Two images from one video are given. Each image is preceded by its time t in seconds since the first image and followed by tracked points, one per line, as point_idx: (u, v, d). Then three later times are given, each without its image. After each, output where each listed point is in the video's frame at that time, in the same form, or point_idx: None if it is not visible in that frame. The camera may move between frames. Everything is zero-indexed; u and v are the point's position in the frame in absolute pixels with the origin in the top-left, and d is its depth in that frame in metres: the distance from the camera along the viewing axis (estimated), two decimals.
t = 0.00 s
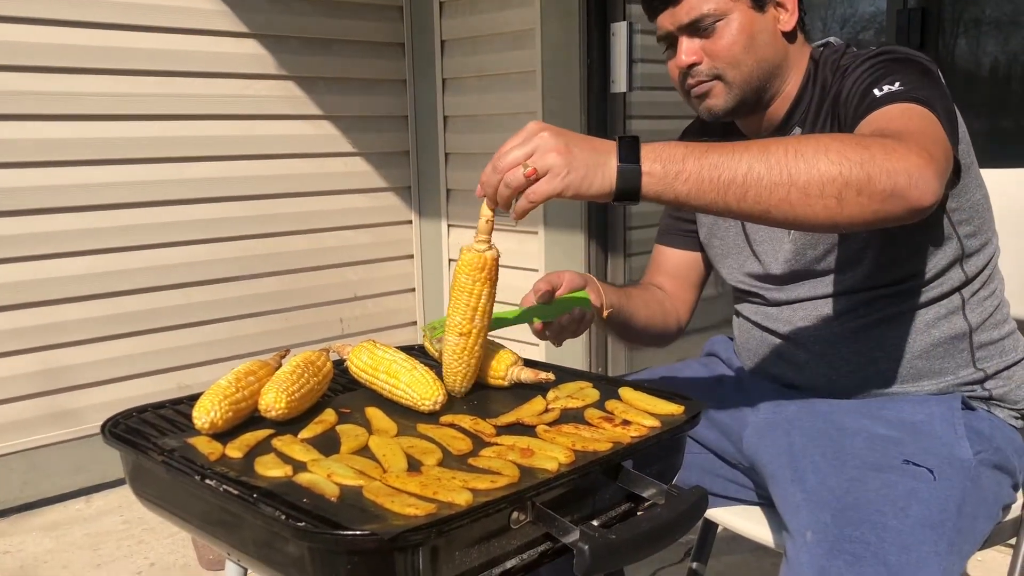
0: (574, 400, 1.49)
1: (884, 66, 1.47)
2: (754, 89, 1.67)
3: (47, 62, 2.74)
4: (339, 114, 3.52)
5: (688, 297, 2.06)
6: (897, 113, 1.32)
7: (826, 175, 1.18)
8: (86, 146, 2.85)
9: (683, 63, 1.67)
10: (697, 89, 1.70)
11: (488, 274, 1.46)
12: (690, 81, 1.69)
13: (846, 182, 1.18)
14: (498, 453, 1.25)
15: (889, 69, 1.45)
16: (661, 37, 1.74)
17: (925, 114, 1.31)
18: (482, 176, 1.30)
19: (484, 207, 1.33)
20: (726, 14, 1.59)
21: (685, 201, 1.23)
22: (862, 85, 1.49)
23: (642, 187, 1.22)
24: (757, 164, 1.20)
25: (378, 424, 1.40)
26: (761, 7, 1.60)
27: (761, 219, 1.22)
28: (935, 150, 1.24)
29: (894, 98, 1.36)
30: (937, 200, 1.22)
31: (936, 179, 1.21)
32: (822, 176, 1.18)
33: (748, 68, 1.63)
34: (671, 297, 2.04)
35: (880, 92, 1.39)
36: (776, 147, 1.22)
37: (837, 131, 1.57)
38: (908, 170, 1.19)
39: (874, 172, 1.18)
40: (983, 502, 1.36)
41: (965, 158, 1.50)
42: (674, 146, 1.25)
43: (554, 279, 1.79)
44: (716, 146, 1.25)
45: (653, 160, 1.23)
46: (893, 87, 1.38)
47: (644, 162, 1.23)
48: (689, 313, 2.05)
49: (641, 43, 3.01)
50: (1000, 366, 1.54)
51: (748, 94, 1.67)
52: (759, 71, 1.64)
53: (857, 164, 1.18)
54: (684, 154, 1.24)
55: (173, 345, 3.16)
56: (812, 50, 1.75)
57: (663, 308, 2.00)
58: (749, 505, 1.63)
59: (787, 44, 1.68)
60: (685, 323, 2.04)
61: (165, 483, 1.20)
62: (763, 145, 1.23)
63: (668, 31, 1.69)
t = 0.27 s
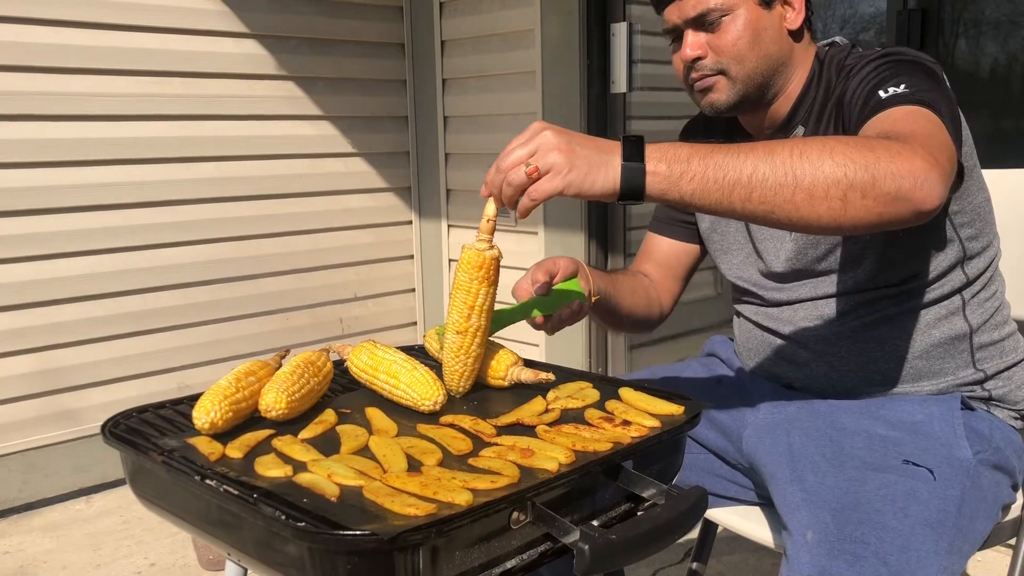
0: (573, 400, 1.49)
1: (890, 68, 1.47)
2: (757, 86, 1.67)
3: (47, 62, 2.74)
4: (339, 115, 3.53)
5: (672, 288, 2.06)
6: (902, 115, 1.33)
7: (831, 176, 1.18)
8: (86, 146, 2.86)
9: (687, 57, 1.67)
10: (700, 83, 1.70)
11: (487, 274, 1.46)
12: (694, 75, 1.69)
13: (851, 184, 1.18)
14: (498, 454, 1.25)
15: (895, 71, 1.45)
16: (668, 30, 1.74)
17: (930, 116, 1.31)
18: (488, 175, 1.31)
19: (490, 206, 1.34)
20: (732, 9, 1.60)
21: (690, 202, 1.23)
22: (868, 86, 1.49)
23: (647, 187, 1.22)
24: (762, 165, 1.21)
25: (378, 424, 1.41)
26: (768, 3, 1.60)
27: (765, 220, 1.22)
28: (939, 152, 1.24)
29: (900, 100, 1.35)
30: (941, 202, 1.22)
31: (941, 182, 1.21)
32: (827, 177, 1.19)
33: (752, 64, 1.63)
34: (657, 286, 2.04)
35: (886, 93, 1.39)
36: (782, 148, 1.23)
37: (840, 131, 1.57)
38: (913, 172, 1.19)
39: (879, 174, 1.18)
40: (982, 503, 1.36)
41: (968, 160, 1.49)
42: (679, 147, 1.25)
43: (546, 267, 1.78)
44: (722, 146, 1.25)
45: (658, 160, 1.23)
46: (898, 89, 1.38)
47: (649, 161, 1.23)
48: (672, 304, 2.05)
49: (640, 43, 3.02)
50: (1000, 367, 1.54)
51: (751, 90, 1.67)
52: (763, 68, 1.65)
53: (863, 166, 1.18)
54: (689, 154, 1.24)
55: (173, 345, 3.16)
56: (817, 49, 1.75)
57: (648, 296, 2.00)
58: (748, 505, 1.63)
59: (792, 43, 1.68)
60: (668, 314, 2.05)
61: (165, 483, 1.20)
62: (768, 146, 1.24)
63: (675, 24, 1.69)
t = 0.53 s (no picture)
0: (573, 402, 1.49)
1: (889, 67, 1.47)
2: (757, 86, 1.67)
3: (46, 63, 2.74)
4: (339, 116, 3.53)
5: (675, 291, 2.06)
6: (901, 113, 1.33)
7: (832, 172, 1.18)
8: (86, 147, 2.85)
9: (687, 55, 1.67)
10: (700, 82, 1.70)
11: (488, 274, 1.48)
12: (694, 73, 1.69)
13: (852, 180, 1.18)
14: (498, 455, 1.25)
15: (894, 70, 1.45)
16: (669, 29, 1.74)
17: (929, 113, 1.31)
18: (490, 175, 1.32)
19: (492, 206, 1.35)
20: (733, 9, 1.60)
21: (691, 199, 1.23)
22: (867, 86, 1.49)
23: (648, 185, 1.22)
24: (763, 162, 1.21)
25: (377, 425, 1.40)
26: (769, 4, 1.61)
27: (766, 217, 1.22)
28: (939, 149, 1.24)
29: (899, 99, 1.35)
30: (942, 199, 1.22)
31: (942, 178, 1.21)
32: (828, 174, 1.19)
33: (751, 64, 1.64)
34: (660, 288, 2.04)
35: (885, 92, 1.39)
36: (782, 145, 1.23)
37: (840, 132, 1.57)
38: (914, 167, 1.19)
39: (879, 170, 1.18)
40: (982, 504, 1.36)
41: (967, 160, 1.50)
42: (679, 145, 1.25)
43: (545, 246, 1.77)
44: (722, 144, 1.25)
45: (659, 158, 1.23)
46: (897, 88, 1.38)
47: (649, 159, 1.23)
48: (676, 307, 2.05)
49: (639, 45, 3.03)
50: (999, 368, 1.54)
51: (751, 90, 1.68)
52: (763, 68, 1.65)
53: (863, 162, 1.18)
54: (690, 152, 1.24)
55: (172, 347, 3.16)
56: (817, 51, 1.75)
57: (652, 299, 1.99)
58: (748, 506, 1.63)
59: (793, 44, 1.68)
60: (671, 317, 2.04)
61: (165, 484, 1.20)
62: (768, 144, 1.24)
63: (676, 23, 1.69)
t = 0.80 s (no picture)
0: (572, 403, 1.49)
1: (886, 68, 1.47)
2: (754, 87, 1.67)
3: (45, 64, 2.74)
4: (337, 117, 3.52)
5: (677, 296, 2.06)
6: (900, 113, 1.33)
7: (832, 172, 1.19)
8: (84, 148, 2.85)
9: (685, 56, 1.67)
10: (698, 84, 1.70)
11: (489, 277, 1.48)
12: (691, 74, 1.69)
13: (852, 180, 1.18)
14: (496, 457, 1.25)
15: (891, 71, 1.45)
16: (666, 30, 1.74)
17: (928, 113, 1.31)
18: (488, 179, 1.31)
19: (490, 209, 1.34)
20: (731, 10, 1.60)
21: (691, 200, 1.23)
22: (864, 87, 1.49)
23: (648, 185, 1.22)
24: (763, 162, 1.21)
25: (376, 427, 1.40)
26: (766, 5, 1.61)
27: (767, 218, 1.22)
28: (939, 148, 1.24)
29: (896, 99, 1.36)
30: (942, 198, 1.22)
31: (941, 178, 1.21)
32: (828, 173, 1.19)
33: (749, 65, 1.64)
34: (661, 295, 2.04)
35: (882, 93, 1.39)
36: (782, 145, 1.23)
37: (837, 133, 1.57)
38: (914, 167, 1.19)
39: (879, 170, 1.18)
40: (981, 504, 1.36)
41: (964, 161, 1.50)
42: (679, 145, 1.26)
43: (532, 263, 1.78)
44: (722, 145, 1.25)
45: (658, 158, 1.23)
46: (895, 89, 1.38)
47: (649, 159, 1.23)
48: (677, 313, 2.05)
49: (637, 46, 3.02)
50: (997, 368, 1.54)
51: (748, 91, 1.68)
52: (760, 69, 1.65)
53: (863, 162, 1.19)
54: (690, 153, 1.24)
55: (171, 348, 3.16)
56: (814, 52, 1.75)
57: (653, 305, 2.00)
58: (746, 507, 1.63)
59: (791, 46, 1.68)
60: (672, 324, 2.05)
61: (163, 486, 1.20)
62: (768, 144, 1.24)
63: (673, 24, 1.69)
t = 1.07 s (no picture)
0: (570, 405, 1.49)
1: (879, 68, 1.48)
2: (750, 88, 1.67)
3: (41, 66, 2.73)
4: (335, 119, 3.52)
5: (691, 304, 2.06)
6: (889, 112, 1.33)
7: (814, 172, 1.18)
8: (80, 150, 2.85)
9: (683, 57, 1.67)
10: (695, 84, 1.70)
11: (485, 276, 1.50)
12: (688, 75, 1.69)
13: (835, 180, 1.18)
14: (495, 459, 1.25)
15: (884, 71, 1.45)
16: (664, 30, 1.73)
17: (917, 113, 1.31)
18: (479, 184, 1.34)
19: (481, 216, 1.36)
20: (729, 11, 1.59)
21: (676, 201, 1.23)
22: (857, 87, 1.50)
23: (633, 187, 1.23)
24: (745, 163, 1.21)
25: (374, 429, 1.40)
26: (765, 7, 1.61)
27: (751, 218, 1.22)
28: (925, 147, 1.23)
29: (887, 99, 1.36)
30: (928, 196, 1.21)
31: (927, 175, 1.20)
32: (810, 173, 1.18)
33: (746, 67, 1.64)
34: (676, 304, 2.04)
35: (875, 92, 1.39)
36: (766, 146, 1.23)
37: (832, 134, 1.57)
38: (898, 165, 1.18)
39: (862, 168, 1.17)
40: (980, 505, 1.36)
41: (959, 161, 1.50)
42: (664, 147, 1.26)
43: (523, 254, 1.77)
44: (707, 147, 1.26)
45: (643, 160, 1.24)
46: (887, 88, 1.38)
47: (633, 161, 1.24)
48: (693, 321, 2.05)
49: (635, 47, 3.03)
50: (995, 369, 1.54)
51: (745, 92, 1.68)
52: (757, 71, 1.65)
53: (846, 161, 1.18)
54: (674, 154, 1.25)
55: (168, 350, 3.16)
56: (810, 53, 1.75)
57: (666, 317, 2.00)
58: (744, 509, 1.63)
59: (788, 47, 1.68)
60: (688, 331, 2.05)
61: (161, 489, 1.20)
62: (752, 145, 1.24)
63: (671, 24, 1.68)
